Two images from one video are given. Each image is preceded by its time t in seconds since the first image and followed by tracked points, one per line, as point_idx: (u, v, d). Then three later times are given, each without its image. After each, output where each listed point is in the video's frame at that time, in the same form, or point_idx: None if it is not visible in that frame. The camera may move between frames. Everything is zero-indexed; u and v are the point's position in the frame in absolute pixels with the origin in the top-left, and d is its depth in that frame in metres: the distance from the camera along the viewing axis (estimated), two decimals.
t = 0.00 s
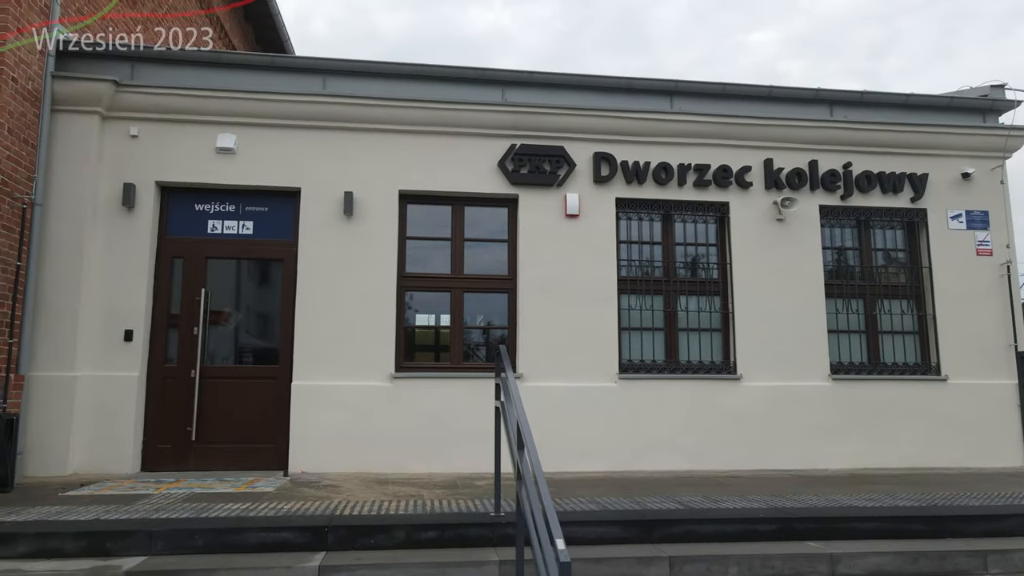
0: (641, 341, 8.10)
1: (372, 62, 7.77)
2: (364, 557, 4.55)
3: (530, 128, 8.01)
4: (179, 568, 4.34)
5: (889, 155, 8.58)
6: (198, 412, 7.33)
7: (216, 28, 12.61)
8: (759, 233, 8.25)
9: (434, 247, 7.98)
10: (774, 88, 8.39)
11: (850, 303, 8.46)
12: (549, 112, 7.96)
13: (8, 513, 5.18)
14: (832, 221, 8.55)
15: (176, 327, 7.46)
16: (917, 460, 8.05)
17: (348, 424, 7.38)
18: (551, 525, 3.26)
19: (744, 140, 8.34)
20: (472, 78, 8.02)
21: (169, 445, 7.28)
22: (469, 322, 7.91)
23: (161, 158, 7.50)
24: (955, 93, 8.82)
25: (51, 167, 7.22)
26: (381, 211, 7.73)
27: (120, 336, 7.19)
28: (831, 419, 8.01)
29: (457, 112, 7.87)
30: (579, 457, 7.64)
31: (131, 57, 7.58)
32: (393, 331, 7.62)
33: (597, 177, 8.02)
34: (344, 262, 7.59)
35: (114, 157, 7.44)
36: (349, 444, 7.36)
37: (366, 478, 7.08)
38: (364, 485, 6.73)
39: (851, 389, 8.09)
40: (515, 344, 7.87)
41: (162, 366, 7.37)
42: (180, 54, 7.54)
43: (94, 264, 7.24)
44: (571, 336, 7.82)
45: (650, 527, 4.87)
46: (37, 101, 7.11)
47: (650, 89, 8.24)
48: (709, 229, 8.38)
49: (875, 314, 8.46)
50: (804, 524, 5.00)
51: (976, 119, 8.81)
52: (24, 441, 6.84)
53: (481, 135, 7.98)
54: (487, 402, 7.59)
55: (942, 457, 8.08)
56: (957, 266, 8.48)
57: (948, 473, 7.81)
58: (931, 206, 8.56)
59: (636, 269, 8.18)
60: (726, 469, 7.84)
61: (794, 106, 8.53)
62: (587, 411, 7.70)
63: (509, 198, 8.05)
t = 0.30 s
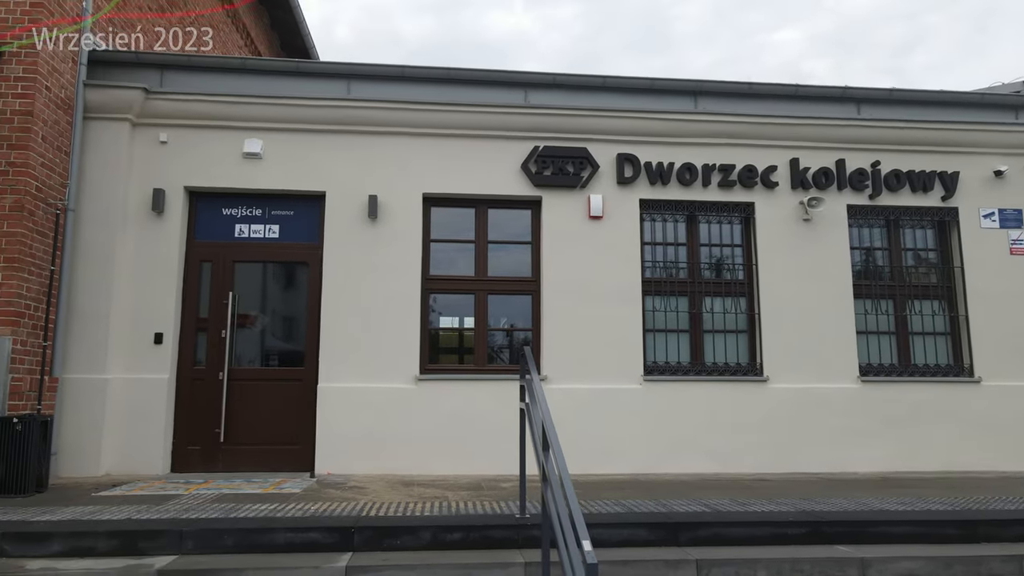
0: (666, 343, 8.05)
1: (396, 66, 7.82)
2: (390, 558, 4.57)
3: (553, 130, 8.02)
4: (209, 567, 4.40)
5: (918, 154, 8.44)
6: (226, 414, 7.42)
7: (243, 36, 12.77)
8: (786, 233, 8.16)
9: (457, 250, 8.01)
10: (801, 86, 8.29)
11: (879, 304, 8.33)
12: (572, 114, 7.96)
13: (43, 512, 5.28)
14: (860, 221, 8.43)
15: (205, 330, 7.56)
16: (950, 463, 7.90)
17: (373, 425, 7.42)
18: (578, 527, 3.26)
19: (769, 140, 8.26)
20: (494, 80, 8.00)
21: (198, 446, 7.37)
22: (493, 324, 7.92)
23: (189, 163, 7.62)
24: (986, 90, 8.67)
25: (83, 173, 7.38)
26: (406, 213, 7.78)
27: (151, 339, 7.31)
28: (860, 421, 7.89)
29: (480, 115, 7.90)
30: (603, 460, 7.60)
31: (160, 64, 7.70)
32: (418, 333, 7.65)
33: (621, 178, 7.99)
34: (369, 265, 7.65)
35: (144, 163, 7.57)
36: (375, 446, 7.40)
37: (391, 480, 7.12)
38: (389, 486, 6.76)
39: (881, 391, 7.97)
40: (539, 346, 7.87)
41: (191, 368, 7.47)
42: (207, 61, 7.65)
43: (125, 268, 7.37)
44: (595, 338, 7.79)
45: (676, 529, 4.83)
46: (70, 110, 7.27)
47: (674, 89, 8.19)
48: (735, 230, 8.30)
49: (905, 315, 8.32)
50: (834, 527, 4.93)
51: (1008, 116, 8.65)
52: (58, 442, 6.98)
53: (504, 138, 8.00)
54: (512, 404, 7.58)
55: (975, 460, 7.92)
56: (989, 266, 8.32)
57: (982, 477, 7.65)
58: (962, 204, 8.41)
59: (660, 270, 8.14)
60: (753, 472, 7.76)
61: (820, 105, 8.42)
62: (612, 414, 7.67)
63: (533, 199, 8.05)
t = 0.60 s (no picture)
0: (691, 344, 7.99)
1: (419, 69, 7.86)
2: (416, 559, 4.59)
3: (576, 131, 8.00)
4: (237, 566, 4.45)
5: (949, 151, 8.29)
6: (254, 415, 7.50)
7: (268, 42, 12.92)
8: (812, 233, 8.05)
9: (481, 251, 8.02)
10: (827, 84, 8.19)
11: (909, 304, 8.19)
12: (595, 114, 7.94)
13: (76, 512, 5.39)
14: (889, 219, 8.29)
15: (232, 333, 7.65)
16: (983, 466, 7.75)
17: (399, 427, 7.46)
18: (604, 529, 3.26)
19: (795, 138, 8.16)
20: (517, 82, 8.00)
21: (227, 447, 7.47)
22: (516, 326, 7.92)
23: (216, 167, 7.72)
24: (1019, 84, 8.49)
25: (115, 179, 7.52)
26: (429, 216, 7.81)
27: (180, 341, 7.42)
28: (890, 423, 7.76)
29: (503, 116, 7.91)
30: (628, 462, 7.57)
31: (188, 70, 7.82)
32: (442, 335, 7.68)
33: (644, 178, 7.95)
34: (393, 267, 7.69)
35: (173, 168, 7.69)
36: (400, 447, 7.44)
37: (416, 481, 7.15)
38: (415, 487, 6.79)
39: (911, 392, 7.83)
40: (564, 348, 7.85)
41: (219, 370, 7.57)
42: (233, 66, 7.75)
43: (155, 271, 7.49)
44: (619, 339, 7.76)
45: (703, 532, 4.80)
46: (100, 116, 7.40)
47: (697, 88, 8.12)
48: (760, 230, 8.22)
49: (936, 315, 8.18)
50: (864, 531, 4.86)
51: None
52: (91, 442, 7.11)
53: (528, 139, 8.00)
54: (536, 405, 7.58)
55: (1010, 463, 7.76)
56: None
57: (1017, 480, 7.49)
58: (995, 202, 8.24)
59: (685, 271, 8.08)
60: (780, 475, 7.67)
61: (848, 102, 8.30)
62: (636, 415, 7.63)
63: (556, 201, 8.04)
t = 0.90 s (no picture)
0: (717, 344, 7.91)
1: (442, 71, 7.89)
2: (443, 559, 4.60)
3: (600, 131, 7.97)
4: (266, 565, 4.50)
5: (981, 146, 8.13)
6: (281, 416, 7.58)
7: (293, 46, 13.06)
8: (841, 231, 7.94)
9: (505, 252, 8.02)
10: (855, 80, 8.07)
11: (941, 303, 8.04)
12: (619, 114, 7.91)
13: (110, 510, 5.49)
14: (920, 217, 8.15)
15: (260, 334, 7.74)
16: (1020, 468, 7.58)
17: (424, 428, 7.48)
18: (631, 531, 3.24)
19: (823, 136, 8.06)
20: (540, 82, 7.99)
21: (255, 447, 7.55)
22: (541, 327, 7.91)
23: (243, 171, 7.82)
24: None
25: (145, 183, 7.65)
26: (454, 217, 7.83)
27: (209, 342, 7.52)
28: (922, 424, 7.62)
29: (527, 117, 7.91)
30: (654, 463, 7.51)
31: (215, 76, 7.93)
32: (466, 336, 7.69)
33: (669, 177, 7.89)
34: (418, 268, 7.72)
35: (201, 172, 7.79)
36: (426, 448, 7.46)
37: (442, 482, 7.17)
38: (441, 488, 6.81)
39: (944, 393, 7.68)
40: (589, 348, 7.82)
41: (247, 371, 7.66)
42: (259, 71, 7.85)
43: (184, 274, 7.60)
44: (645, 339, 7.72)
45: (731, 534, 4.75)
46: (131, 121, 7.54)
47: (723, 87, 8.05)
48: (787, 228, 8.12)
49: (969, 315, 8.02)
50: (896, 534, 4.77)
51: None
52: (123, 442, 7.23)
53: (551, 140, 7.99)
54: (561, 406, 7.56)
55: None
56: None
57: None
58: None
59: (711, 271, 8.01)
60: (810, 477, 7.56)
61: (876, 98, 8.17)
62: (662, 416, 7.57)
63: (580, 201, 8.02)
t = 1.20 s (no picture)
0: (745, 345, 7.82)
1: (466, 72, 7.90)
2: (469, 560, 4.61)
3: (625, 130, 7.93)
4: (295, 565, 4.53)
5: (1017, 141, 7.94)
6: (308, 417, 7.64)
7: (318, 50, 13.17)
8: (872, 229, 7.81)
9: (529, 252, 8.01)
10: (886, 75, 7.93)
11: (976, 302, 7.87)
12: (643, 113, 7.86)
13: (142, 510, 5.57)
14: (954, 214, 7.98)
15: (287, 336, 7.81)
16: None
17: (449, 428, 7.50)
18: (660, 534, 3.22)
19: (852, 132, 7.93)
20: (564, 82, 7.97)
21: (283, 448, 7.62)
22: (566, 327, 7.88)
23: (270, 174, 7.90)
24: None
25: (174, 187, 7.76)
26: (478, 218, 7.83)
27: (237, 344, 7.60)
28: (957, 426, 7.46)
29: (551, 118, 7.89)
30: (681, 464, 7.45)
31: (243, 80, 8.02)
32: (491, 337, 7.69)
33: (695, 176, 7.82)
34: (443, 269, 7.74)
35: (229, 175, 7.89)
36: (452, 449, 7.47)
37: (468, 483, 7.17)
38: (467, 488, 6.81)
39: (979, 394, 7.52)
40: (614, 349, 7.78)
41: (274, 372, 7.73)
42: (285, 75, 7.92)
43: (212, 276, 7.70)
44: (671, 340, 7.65)
45: (761, 537, 4.69)
46: (161, 126, 7.66)
47: (749, 84, 7.96)
48: (816, 227, 7.99)
49: (1005, 314, 7.84)
50: (931, 538, 4.68)
51: None
52: (154, 442, 7.35)
53: (576, 140, 7.96)
54: (587, 407, 7.53)
55: None
56: None
57: None
58: None
59: (737, 270, 7.91)
60: (841, 479, 7.44)
61: (908, 93, 8.01)
62: (689, 418, 7.51)
63: (605, 201, 7.98)
